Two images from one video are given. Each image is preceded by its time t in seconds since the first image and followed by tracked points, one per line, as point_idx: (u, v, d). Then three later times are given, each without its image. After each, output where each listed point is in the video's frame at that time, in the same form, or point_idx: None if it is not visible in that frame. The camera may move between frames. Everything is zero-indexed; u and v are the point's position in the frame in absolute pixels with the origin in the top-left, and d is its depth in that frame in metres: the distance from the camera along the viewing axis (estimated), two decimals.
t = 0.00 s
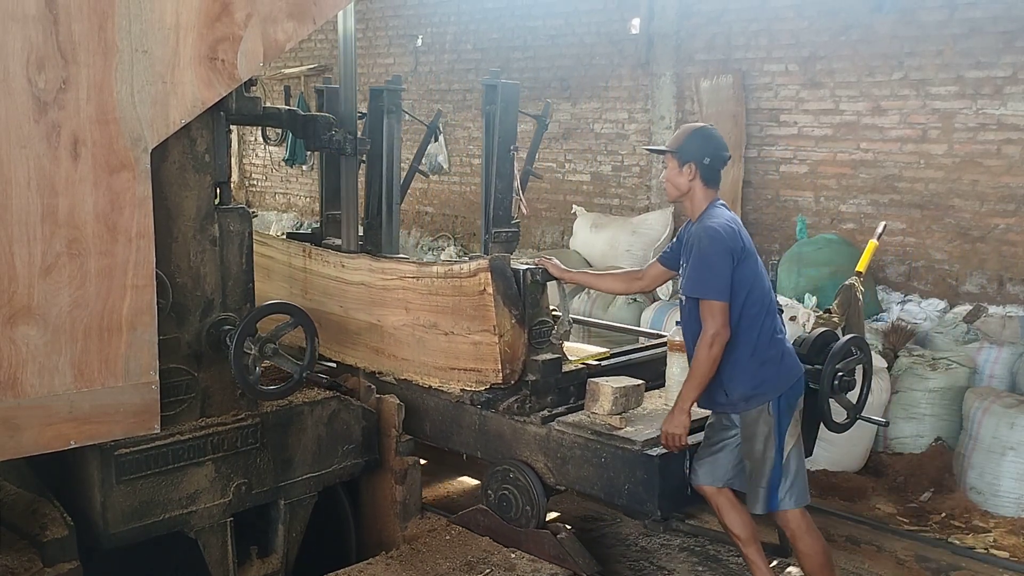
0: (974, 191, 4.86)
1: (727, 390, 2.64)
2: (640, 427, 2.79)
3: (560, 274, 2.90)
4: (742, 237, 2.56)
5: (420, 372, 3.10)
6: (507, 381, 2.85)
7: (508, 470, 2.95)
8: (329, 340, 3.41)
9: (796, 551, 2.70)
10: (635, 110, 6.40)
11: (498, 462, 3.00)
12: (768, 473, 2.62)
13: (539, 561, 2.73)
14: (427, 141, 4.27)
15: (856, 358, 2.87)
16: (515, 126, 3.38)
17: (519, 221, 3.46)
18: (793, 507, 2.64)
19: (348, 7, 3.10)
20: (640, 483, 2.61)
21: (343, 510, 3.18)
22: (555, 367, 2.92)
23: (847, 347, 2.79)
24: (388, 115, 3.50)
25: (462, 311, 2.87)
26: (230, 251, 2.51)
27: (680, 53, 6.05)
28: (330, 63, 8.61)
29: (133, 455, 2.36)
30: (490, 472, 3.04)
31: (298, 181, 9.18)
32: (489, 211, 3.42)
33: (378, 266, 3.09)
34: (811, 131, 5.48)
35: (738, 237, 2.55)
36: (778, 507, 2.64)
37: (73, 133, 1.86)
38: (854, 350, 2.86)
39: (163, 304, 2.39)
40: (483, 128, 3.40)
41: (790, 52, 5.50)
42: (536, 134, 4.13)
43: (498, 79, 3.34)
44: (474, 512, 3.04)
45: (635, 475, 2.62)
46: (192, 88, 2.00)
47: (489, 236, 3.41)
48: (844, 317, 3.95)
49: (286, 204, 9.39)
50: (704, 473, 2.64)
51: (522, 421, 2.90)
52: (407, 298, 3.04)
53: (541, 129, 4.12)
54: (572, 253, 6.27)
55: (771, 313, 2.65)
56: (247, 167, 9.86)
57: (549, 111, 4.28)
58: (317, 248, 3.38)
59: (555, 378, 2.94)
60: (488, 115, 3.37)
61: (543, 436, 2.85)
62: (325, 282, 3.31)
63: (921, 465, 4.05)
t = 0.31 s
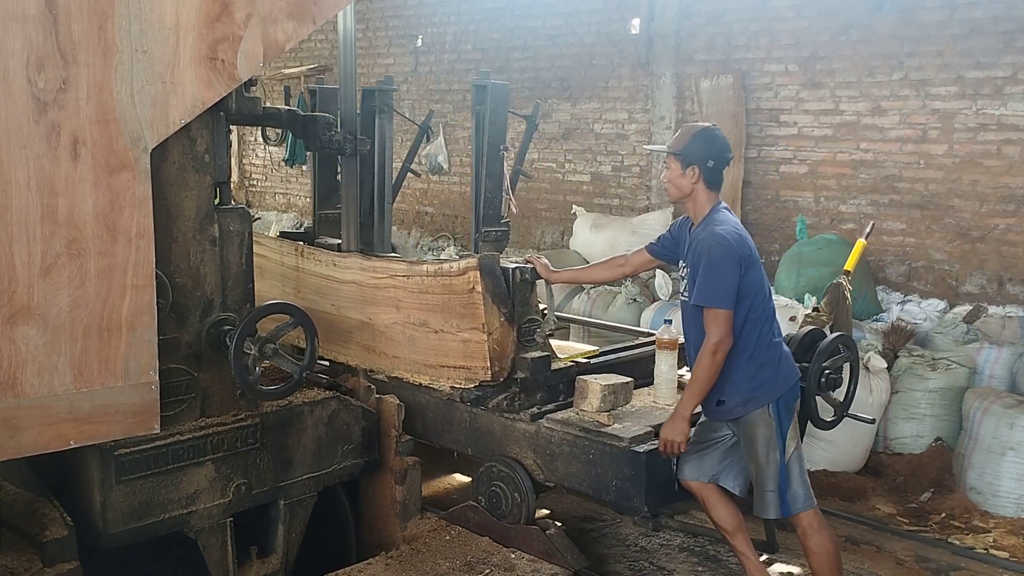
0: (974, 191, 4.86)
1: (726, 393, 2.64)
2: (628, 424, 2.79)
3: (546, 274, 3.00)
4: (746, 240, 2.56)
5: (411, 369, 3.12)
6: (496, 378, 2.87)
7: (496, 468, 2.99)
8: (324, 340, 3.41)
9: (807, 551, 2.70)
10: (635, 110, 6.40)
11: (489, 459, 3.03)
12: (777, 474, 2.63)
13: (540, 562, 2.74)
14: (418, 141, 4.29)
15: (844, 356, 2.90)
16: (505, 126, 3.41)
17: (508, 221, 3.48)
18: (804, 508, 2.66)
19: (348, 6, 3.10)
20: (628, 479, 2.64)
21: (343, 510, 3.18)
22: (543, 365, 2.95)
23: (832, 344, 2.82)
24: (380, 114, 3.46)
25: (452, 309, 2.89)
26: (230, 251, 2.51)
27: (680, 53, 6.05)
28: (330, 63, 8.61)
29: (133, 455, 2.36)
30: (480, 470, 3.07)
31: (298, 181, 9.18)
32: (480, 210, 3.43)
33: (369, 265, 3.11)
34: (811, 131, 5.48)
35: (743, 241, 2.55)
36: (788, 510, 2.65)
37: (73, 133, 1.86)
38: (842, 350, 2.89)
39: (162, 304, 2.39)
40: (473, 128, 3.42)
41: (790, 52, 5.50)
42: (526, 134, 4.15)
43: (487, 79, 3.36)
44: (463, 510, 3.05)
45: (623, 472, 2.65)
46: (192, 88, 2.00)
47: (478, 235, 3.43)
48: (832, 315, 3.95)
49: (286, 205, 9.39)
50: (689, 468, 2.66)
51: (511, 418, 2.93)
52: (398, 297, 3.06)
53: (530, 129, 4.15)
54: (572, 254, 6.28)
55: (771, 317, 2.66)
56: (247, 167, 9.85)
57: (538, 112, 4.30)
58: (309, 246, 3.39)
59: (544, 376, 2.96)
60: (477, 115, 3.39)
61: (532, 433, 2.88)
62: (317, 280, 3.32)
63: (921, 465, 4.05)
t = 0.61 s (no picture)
0: (974, 191, 4.86)
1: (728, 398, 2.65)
2: (616, 421, 2.78)
3: (534, 273, 3.01)
4: (740, 245, 2.56)
5: (402, 366, 3.12)
6: (486, 376, 2.88)
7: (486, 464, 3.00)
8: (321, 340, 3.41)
9: (812, 549, 2.70)
10: (635, 109, 6.40)
11: (480, 455, 3.04)
12: (775, 475, 2.64)
13: (540, 561, 2.78)
14: (410, 140, 4.28)
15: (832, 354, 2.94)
16: (495, 125, 3.42)
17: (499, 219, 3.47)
18: (809, 506, 2.67)
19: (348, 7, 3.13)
20: (616, 475, 2.64)
21: (343, 510, 3.17)
22: (533, 362, 2.94)
23: (820, 342, 2.86)
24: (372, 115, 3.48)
25: (442, 307, 2.89)
26: (230, 251, 2.51)
27: (680, 53, 6.05)
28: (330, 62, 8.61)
29: (133, 455, 2.36)
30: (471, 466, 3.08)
31: (298, 180, 9.19)
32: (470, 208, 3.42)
33: (361, 263, 3.11)
34: (811, 131, 5.48)
35: (738, 246, 2.55)
36: (792, 510, 2.66)
37: (73, 133, 1.86)
38: (830, 348, 2.92)
39: (163, 303, 2.39)
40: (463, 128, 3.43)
41: (790, 52, 5.50)
42: (516, 133, 4.15)
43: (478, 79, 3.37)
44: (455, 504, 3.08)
45: (611, 468, 2.65)
46: (192, 88, 2.00)
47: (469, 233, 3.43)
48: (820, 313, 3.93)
49: (286, 204, 9.40)
50: (681, 462, 2.65)
51: (501, 415, 2.94)
52: (389, 294, 3.06)
53: (520, 128, 4.14)
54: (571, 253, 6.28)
55: (767, 319, 2.67)
56: (247, 166, 9.86)
57: (528, 112, 4.29)
58: (302, 245, 3.40)
59: (534, 373, 2.96)
60: (468, 114, 3.40)
61: (522, 430, 2.89)
62: (309, 278, 3.33)
63: (921, 465, 4.05)
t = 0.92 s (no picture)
0: (974, 191, 4.86)
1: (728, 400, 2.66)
2: (606, 418, 2.79)
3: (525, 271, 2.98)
4: (729, 249, 2.56)
5: (393, 364, 3.10)
6: (476, 373, 2.87)
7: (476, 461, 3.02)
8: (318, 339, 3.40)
9: (812, 548, 2.70)
10: (635, 109, 6.40)
11: (472, 450, 3.04)
12: (777, 473, 2.66)
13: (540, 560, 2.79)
14: (403, 139, 4.26)
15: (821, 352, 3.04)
16: (486, 125, 3.38)
17: (490, 218, 3.49)
18: (809, 505, 2.67)
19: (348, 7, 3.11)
20: (605, 471, 2.64)
21: (343, 511, 3.17)
22: (524, 359, 2.96)
23: (809, 339, 2.97)
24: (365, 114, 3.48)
25: (433, 304, 2.89)
26: (230, 251, 2.51)
27: (680, 53, 6.05)
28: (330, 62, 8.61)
29: (133, 455, 2.36)
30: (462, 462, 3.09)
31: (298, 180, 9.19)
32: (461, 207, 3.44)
33: (353, 261, 3.11)
34: (811, 131, 5.48)
35: (727, 250, 2.55)
36: (796, 508, 2.66)
37: (73, 132, 1.86)
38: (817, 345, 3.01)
39: (162, 303, 2.39)
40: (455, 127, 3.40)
41: (790, 51, 5.49)
42: (507, 131, 4.14)
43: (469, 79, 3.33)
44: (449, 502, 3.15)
45: (600, 464, 2.65)
46: (192, 88, 2.00)
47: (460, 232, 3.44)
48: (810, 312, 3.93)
49: (286, 204, 9.40)
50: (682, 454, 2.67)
51: (492, 412, 2.94)
52: (381, 292, 3.06)
53: (510, 128, 4.12)
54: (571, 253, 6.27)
55: (763, 319, 2.67)
56: (246, 166, 9.85)
57: (520, 112, 4.26)
58: (296, 243, 3.41)
59: (524, 370, 2.97)
60: (460, 113, 3.36)
61: (513, 427, 2.89)
62: (302, 277, 3.33)
63: (921, 465, 4.05)
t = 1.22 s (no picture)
0: (974, 191, 4.86)
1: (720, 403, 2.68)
2: (594, 415, 2.80)
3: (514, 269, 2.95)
4: (719, 254, 2.58)
5: (383, 361, 3.10)
6: (465, 370, 2.87)
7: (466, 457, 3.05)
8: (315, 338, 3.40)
9: (807, 547, 2.70)
10: (635, 109, 6.40)
11: (461, 448, 3.08)
12: (768, 473, 2.67)
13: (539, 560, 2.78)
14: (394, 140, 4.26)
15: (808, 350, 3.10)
16: (475, 125, 3.39)
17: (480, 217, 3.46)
18: (803, 505, 2.67)
19: (348, 6, 3.15)
20: (592, 467, 2.66)
21: (343, 511, 3.17)
22: (512, 357, 2.96)
23: (796, 337, 3.03)
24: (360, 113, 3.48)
25: (423, 302, 2.89)
26: (230, 251, 2.51)
27: (680, 53, 6.05)
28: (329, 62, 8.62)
29: (133, 455, 2.36)
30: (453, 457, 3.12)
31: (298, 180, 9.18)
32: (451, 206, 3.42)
33: (344, 260, 3.12)
34: (811, 131, 5.48)
35: (717, 256, 2.56)
36: (789, 508, 2.66)
37: (72, 132, 1.86)
38: (804, 343, 3.08)
39: (162, 303, 2.39)
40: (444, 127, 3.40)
41: (790, 51, 5.49)
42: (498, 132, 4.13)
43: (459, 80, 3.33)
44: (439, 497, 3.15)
45: (588, 460, 2.67)
46: (192, 88, 2.00)
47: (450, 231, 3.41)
48: (797, 310, 3.93)
49: (286, 204, 9.39)
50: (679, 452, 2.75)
51: (481, 409, 2.96)
52: (372, 290, 3.06)
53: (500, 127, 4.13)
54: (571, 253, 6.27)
55: (753, 322, 2.68)
56: (246, 166, 9.85)
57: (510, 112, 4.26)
58: (288, 241, 3.41)
59: (513, 367, 2.97)
60: (449, 113, 3.37)
61: (502, 424, 2.91)
62: (294, 275, 3.33)
63: (920, 465, 4.05)
